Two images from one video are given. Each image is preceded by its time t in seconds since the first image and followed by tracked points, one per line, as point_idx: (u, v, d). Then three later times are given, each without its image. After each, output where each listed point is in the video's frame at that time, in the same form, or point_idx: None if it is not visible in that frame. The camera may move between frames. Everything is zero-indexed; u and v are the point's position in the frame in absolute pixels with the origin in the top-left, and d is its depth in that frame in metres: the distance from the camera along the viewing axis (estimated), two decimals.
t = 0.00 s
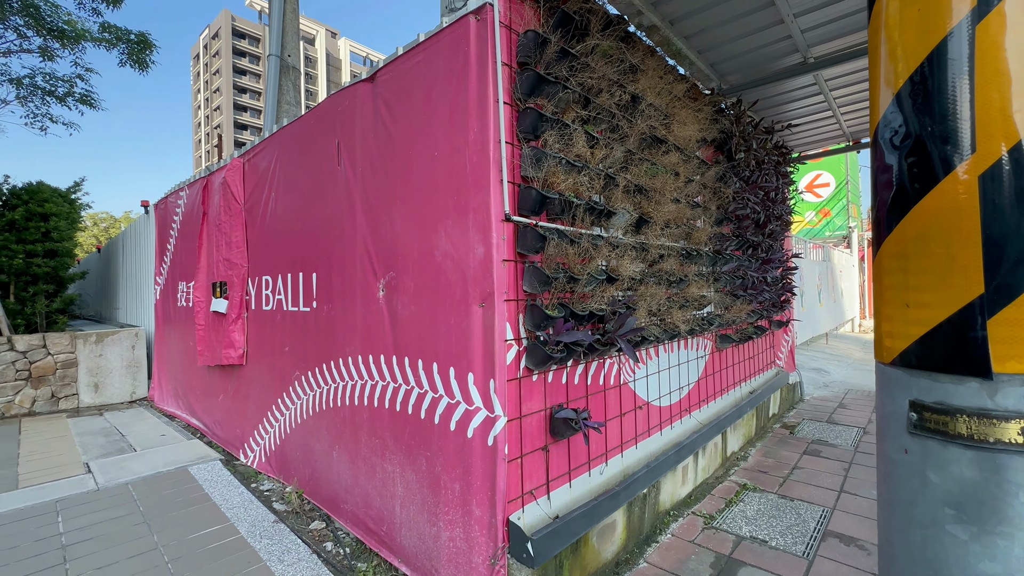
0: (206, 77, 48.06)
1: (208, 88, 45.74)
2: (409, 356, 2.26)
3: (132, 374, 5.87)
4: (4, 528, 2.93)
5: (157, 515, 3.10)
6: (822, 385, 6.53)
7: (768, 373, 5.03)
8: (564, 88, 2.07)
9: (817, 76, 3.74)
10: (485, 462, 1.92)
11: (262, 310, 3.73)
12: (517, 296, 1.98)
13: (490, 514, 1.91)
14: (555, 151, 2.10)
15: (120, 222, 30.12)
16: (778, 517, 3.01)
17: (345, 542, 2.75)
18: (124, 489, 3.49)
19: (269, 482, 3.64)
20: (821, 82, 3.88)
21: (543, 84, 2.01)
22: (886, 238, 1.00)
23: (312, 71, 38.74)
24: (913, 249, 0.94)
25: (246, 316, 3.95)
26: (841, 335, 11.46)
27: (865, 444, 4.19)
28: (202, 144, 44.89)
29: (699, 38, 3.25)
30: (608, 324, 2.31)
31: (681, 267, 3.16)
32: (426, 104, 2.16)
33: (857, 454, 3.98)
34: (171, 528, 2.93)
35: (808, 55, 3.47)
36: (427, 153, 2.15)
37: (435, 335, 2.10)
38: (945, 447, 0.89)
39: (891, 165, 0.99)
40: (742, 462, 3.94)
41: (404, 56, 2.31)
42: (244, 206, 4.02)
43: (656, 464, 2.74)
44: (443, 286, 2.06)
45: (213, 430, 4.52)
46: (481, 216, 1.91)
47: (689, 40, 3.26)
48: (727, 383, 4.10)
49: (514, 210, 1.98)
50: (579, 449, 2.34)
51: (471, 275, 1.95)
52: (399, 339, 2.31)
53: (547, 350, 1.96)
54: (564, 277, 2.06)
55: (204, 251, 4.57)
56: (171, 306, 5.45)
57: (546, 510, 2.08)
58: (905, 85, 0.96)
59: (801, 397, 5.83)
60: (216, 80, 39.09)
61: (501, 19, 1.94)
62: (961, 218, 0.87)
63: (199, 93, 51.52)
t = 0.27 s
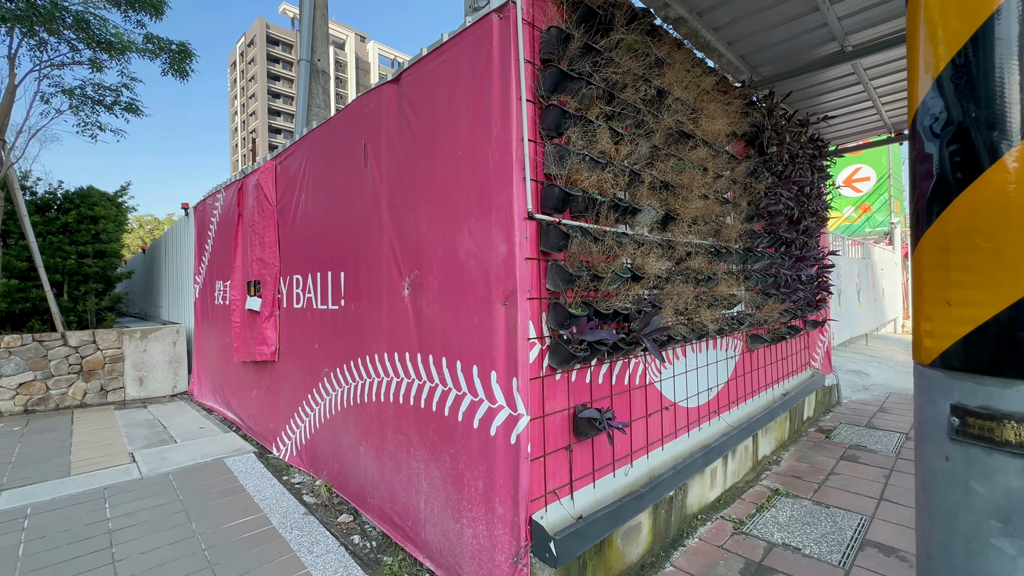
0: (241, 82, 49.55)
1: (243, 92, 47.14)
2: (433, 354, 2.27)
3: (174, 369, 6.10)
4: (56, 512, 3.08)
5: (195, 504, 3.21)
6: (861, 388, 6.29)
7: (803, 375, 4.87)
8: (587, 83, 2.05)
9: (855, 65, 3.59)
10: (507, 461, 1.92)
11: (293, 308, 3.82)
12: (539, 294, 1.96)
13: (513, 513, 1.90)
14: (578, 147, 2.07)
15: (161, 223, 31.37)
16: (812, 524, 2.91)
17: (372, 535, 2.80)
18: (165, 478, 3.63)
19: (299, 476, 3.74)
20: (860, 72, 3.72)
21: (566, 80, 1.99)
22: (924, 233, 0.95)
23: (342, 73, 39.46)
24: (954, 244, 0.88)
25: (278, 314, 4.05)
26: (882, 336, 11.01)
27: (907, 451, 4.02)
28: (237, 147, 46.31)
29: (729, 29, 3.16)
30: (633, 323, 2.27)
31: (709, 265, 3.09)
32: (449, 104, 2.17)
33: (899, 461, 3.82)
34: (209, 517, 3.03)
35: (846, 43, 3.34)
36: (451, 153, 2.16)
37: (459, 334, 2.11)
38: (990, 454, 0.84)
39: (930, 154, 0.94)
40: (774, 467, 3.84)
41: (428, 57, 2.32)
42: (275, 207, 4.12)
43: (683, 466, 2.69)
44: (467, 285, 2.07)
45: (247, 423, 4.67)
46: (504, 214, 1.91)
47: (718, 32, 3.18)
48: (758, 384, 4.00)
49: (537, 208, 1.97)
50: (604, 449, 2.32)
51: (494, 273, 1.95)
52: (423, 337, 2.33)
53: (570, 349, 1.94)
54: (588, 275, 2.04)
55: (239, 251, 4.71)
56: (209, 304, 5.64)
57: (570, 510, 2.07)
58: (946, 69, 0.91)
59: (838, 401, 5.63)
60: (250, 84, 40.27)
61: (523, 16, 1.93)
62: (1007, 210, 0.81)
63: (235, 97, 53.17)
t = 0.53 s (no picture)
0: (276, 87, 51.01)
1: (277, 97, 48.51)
2: (462, 352, 2.29)
3: (213, 365, 6.34)
4: (107, 499, 3.25)
5: (234, 495, 3.33)
6: (905, 392, 6.01)
7: (842, 378, 4.69)
8: (617, 79, 2.02)
9: (899, 53, 3.43)
10: (536, 459, 1.91)
11: (325, 306, 3.91)
12: (569, 293, 1.95)
13: (542, 512, 1.90)
14: (608, 144, 2.05)
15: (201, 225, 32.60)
16: (853, 533, 2.80)
17: (402, 531, 2.84)
18: (205, 470, 3.78)
19: (332, 470, 3.82)
20: (904, 60, 3.56)
21: (596, 76, 1.96)
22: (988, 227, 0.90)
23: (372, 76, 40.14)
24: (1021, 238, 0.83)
25: (311, 312, 4.16)
26: (928, 338, 10.50)
27: (957, 459, 3.82)
28: (272, 150, 47.69)
29: (763, 19, 3.07)
30: (664, 322, 2.23)
31: (743, 263, 3.01)
32: (477, 103, 2.17)
33: (947, 469, 3.63)
34: (246, 508, 3.14)
35: (889, 30, 3.19)
36: (479, 152, 2.16)
37: (488, 332, 2.12)
38: None
39: (995, 143, 0.89)
40: (811, 472, 3.71)
41: (456, 57, 2.34)
42: (309, 208, 4.22)
43: (716, 469, 2.63)
44: (495, 283, 2.07)
45: (282, 418, 4.80)
46: (533, 213, 1.90)
47: (752, 23, 3.09)
48: (795, 387, 3.87)
49: (566, 206, 1.96)
50: (633, 450, 2.28)
51: (523, 271, 1.94)
52: (452, 336, 2.35)
53: (600, 348, 1.92)
54: (618, 274, 2.01)
55: (274, 251, 4.85)
56: (246, 303, 5.83)
57: (599, 511, 2.05)
58: (1012, 52, 0.86)
59: (880, 405, 5.40)
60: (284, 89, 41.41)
61: (552, 14, 1.92)
62: None
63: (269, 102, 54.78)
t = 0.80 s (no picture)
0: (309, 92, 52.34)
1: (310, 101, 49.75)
2: (495, 352, 2.29)
3: (251, 362, 6.55)
4: (156, 489, 3.41)
5: (273, 488, 3.44)
6: (954, 396, 5.72)
7: (886, 381, 4.49)
8: (653, 76, 1.99)
9: (950, 40, 3.26)
10: (571, 460, 1.90)
11: (359, 306, 3.99)
12: (603, 293, 1.93)
13: (577, 513, 1.89)
14: (644, 142, 2.02)
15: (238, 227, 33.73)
16: (901, 543, 2.68)
17: (434, 528, 2.88)
18: (246, 463, 3.91)
19: (365, 467, 3.90)
20: (956, 48, 3.38)
21: (631, 74, 1.94)
22: None
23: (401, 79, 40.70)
24: None
25: (345, 311, 4.25)
26: (978, 339, 9.96)
27: (1013, 468, 3.60)
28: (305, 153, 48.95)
29: (803, 10, 2.97)
30: (701, 322, 2.19)
31: (781, 262, 2.92)
32: (511, 104, 2.18)
33: (1003, 479, 3.44)
34: (285, 501, 3.23)
35: (940, 17, 3.04)
36: (512, 152, 2.17)
37: (521, 332, 2.12)
38: None
39: None
40: (853, 479, 3.57)
41: (489, 58, 2.35)
42: (343, 210, 4.32)
43: (754, 474, 2.56)
44: (529, 283, 2.07)
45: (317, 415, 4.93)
46: (567, 213, 1.89)
47: (791, 14, 2.99)
48: (836, 390, 3.73)
49: (601, 205, 1.94)
50: (669, 453, 2.24)
51: (557, 271, 1.94)
52: (485, 335, 2.36)
53: (636, 349, 1.90)
54: (654, 273, 1.98)
55: (309, 252, 4.98)
56: (281, 302, 6.00)
57: (634, 514, 2.02)
58: None
59: (927, 410, 5.15)
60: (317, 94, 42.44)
61: (587, 12, 1.91)
62: None
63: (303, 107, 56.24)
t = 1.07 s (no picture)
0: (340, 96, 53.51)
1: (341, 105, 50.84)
2: (529, 351, 2.30)
3: (286, 359, 6.75)
4: (202, 480, 3.56)
5: (311, 482, 3.54)
6: (1007, 401, 5.42)
7: (934, 385, 4.29)
8: (693, 71, 1.96)
9: (1007, 26, 3.09)
10: (608, 460, 1.89)
11: (392, 305, 4.07)
12: (641, 292, 1.91)
13: (614, 514, 1.87)
14: (682, 139, 1.99)
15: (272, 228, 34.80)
16: (954, 555, 2.56)
17: (467, 525, 2.91)
18: (284, 457, 4.04)
19: (398, 463, 3.97)
20: (1013, 34, 3.20)
21: (670, 70, 1.91)
22: None
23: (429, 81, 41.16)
24: None
25: (378, 310, 4.33)
26: None
27: None
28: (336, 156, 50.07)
29: None
30: (740, 322, 2.14)
31: (823, 261, 2.82)
32: (545, 103, 2.18)
33: None
34: (323, 494, 3.33)
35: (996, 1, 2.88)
36: (546, 151, 2.17)
37: (557, 331, 2.12)
38: None
39: None
40: (899, 486, 3.42)
41: (523, 58, 2.36)
42: (376, 210, 4.41)
43: (795, 479, 2.48)
44: (565, 282, 2.07)
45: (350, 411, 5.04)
46: (605, 211, 1.88)
47: (833, 4, 2.89)
48: (880, 393, 3.58)
49: (639, 203, 1.92)
50: (707, 455, 2.20)
51: (594, 270, 1.93)
52: (519, 334, 2.37)
53: (675, 349, 1.87)
54: (693, 272, 1.95)
55: (343, 252, 5.10)
56: (316, 301, 6.16)
57: (672, 516, 1.99)
58: None
59: (978, 415, 4.90)
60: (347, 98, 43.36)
61: (624, 8, 1.89)
62: None
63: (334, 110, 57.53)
